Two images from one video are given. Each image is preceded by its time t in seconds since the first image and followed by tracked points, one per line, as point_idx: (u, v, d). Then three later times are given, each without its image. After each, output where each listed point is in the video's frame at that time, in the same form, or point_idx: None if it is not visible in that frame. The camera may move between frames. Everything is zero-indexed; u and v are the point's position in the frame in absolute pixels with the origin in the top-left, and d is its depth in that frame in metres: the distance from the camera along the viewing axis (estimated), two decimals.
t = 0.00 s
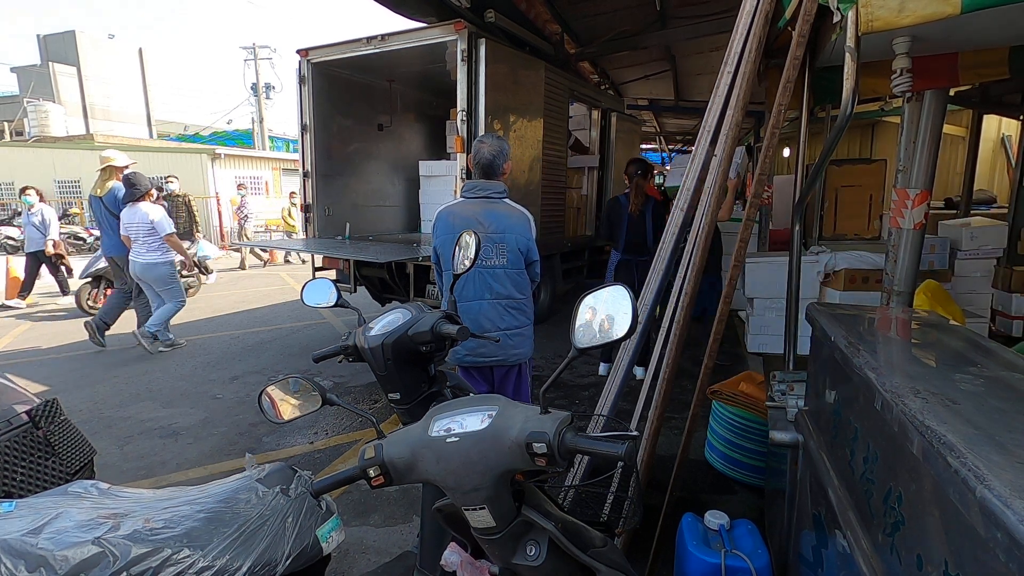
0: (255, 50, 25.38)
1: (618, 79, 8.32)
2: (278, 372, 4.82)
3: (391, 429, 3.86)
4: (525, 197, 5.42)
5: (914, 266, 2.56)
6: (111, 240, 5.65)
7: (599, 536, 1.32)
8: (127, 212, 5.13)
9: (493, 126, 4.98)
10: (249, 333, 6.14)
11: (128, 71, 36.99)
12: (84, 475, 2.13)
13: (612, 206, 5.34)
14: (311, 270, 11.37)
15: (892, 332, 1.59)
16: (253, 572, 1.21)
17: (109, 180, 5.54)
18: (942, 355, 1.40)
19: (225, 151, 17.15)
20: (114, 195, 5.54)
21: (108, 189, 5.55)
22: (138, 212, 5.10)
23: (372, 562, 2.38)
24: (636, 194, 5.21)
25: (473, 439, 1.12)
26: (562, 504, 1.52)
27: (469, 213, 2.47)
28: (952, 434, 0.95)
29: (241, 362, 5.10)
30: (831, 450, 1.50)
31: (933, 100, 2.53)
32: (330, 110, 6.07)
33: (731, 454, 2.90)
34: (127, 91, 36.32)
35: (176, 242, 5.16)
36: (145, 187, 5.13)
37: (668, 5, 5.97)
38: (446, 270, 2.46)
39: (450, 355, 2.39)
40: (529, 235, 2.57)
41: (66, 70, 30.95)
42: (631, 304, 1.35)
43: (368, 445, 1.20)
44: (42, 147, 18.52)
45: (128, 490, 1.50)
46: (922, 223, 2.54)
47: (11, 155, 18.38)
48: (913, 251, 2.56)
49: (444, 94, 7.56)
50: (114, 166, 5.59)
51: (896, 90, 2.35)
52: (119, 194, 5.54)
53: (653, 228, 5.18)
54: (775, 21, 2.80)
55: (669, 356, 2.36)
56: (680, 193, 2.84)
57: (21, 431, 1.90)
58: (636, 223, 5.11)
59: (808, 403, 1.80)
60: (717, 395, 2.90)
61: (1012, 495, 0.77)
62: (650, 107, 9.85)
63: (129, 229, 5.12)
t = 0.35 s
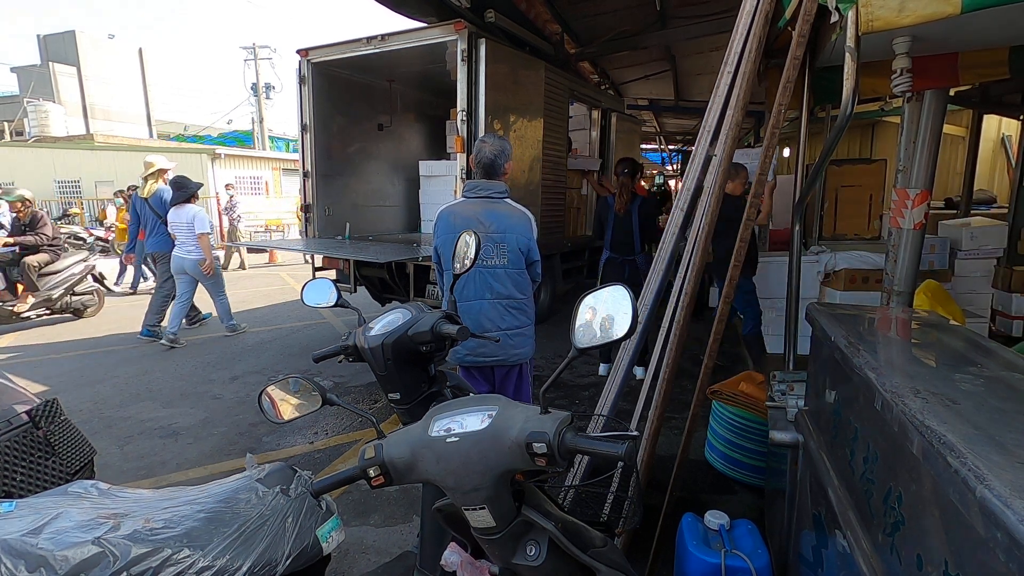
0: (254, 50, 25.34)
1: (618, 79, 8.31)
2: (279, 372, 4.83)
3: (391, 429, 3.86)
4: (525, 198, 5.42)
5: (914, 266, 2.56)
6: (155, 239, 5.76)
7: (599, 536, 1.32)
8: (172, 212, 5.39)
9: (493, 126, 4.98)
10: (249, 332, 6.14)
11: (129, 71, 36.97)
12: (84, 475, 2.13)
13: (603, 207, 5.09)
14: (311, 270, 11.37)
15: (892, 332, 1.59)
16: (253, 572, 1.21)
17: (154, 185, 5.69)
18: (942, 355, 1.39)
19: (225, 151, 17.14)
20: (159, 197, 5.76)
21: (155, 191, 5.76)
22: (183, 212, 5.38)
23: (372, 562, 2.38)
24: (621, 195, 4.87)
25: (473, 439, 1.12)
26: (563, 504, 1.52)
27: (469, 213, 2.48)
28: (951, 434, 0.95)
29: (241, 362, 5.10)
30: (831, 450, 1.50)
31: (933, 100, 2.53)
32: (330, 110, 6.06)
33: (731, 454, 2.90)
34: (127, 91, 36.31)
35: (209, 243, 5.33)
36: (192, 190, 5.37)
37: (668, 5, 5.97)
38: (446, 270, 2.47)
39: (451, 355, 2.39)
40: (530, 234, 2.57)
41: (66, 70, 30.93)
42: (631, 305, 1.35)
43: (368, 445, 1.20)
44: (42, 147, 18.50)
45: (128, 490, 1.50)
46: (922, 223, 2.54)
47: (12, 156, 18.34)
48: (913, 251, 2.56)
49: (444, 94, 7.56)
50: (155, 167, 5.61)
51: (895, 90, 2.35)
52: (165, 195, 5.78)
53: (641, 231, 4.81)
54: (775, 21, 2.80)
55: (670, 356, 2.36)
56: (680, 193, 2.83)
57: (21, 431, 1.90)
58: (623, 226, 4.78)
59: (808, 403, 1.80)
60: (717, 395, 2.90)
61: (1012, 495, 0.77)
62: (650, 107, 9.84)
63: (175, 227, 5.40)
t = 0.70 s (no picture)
0: (254, 50, 25.31)
1: (618, 79, 8.31)
2: (279, 372, 4.83)
3: (391, 429, 3.86)
4: (525, 198, 5.42)
5: (914, 266, 2.56)
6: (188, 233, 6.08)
7: (599, 536, 1.33)
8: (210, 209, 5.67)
9: (493, 126, 4.98)
10: (249, 332, 6.14)
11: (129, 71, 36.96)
12: (84, 475, 2.13)
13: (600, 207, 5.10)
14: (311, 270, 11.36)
15: (892, 332, 1.59)
16: (253, 572, 1.21)
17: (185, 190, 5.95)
18: (942, 355, 1.39)
19: (225, 151, 17.12)
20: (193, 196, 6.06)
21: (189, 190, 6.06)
22: (221, 208, 5.66)
23: (372, 562, 2.38)
24: (616, 195, 4.87)
25: (473, 439, 1.12)
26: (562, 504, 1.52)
27: (470, 213, 2.48)
28: (951, 434, 0.95)
29: (242, 363, 5.10)
30: (831, 450, 1.50)
31: (932, 101, 2.53)
32: (330, 110, 6.07)
33: (731, 454, 2.90)
34: (127, 92, 36.31)
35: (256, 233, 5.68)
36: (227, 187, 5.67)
37: (668, 5, 5.96)
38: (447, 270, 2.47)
39: (452, 355, 2.40)
40: (531, 234, 2.57)
41: (66, 70, 30.91)
42: (630, 305, 1.35)
43: (368, 445, 1.20)
44: (43, 147, 18.48)
45: (128, 490, 1.50)
46: (922, 223, 2.54)
47: (11, 156, 18.31)
48: (913, 251, 2.56)
49: (444, 95, 7.57)
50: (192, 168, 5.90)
51: (896, 90, 2.35)
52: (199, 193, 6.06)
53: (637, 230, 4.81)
54: (774, 22, 2.80)
55: (670, 356, 2.36)
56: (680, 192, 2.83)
57: (21, 432, 1.89)
58: (618, 225, 4.79)
59: (808, 403, 1.80)
60: (717, 395, 2.90)
61: (1012, 495, 0.77)
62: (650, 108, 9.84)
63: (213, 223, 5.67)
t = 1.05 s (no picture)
0: (254, 50, 25.28)
1: (618, 79, 8.31)
2: (279, 372, 4.83)
3: (391, 429, 3.87)
4: (526, 197, 5.42)
5: (914, 266, 2.56)
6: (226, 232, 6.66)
7: (599, 536, 1.33)
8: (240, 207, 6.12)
9: (493, 126, 4.98)
10: (249, 333, 6.14)
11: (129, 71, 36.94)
12: (84, 475, 2.13)
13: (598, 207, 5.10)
14: (311, 270, 11.37)
15: (892, 332, 1.59)
16: (253, 572, 1.21)
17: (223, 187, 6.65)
18: (942, 355, 1.39)
19: (225, 151, 17.11)
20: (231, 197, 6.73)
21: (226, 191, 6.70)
22: (251, 206, 6.11)
23: (372, 562, 2.38)
24: (616, 195, 4.85)
25: (473, 439, 1.12)
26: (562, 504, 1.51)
27: (470, 213, 2.48)
28: (951, 434, 0.95)
29: (242, 363, 5.11)
30: (831, 449, 1.50)
31: (933, 100, 2.52)
32: (330, 110, 6.07)
33: (731, 454, 2.90)
34: (127, 91, 36.32)
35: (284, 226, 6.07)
36: (258, 187, 6.15)
37: (668, 5, 5.95)
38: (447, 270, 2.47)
39: (452, 355, 2.40)
40: (532, 234, 2.57)
41: (66, 71, 30.88)
42: (631, 304, 1.35)
43: (368, 445, 1.20)
44: (43, 147, 18.48)
45: (128, 490, 1.50)
46: (922, 223, 2.53)
47: (11, 156, 18.31)
48: (914, 251, 2.56)
49: (444, 95, 7.57)
50: (231, 172, 6.68)
51: (896, 90, 2.35)
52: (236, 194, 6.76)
53: (635, 229, 4.81)
54: (774, 22, 2.80)
55: (670, 356, 2.36)
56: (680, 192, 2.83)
57: (21, 432, 1.89)
58: (618, 225, 4.79)
59: (808, 403, 1.80)
60: (717, 395, 2.90)
61: (1012, 494, 0.77)
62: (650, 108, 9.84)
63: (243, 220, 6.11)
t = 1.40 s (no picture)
0: (254, 50, 25.27)
1: (618, 79, 8.30)
2: (280, 372, 4.83)
3: (391, 429, 3.87)
4: (526, 197, 5.42)
5: (914, 266, 2.56)
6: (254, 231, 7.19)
7: (599, 536, 1.33)
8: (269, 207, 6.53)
9: (493, 127, 4.98)
10: (249, 332, 6.14)
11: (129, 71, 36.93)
12: (84, 475, 2.13)
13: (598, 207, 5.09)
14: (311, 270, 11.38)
15: (893, 332, 1.59)
16: (253, 572, 1.21)
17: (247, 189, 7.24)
18: (942, 355, 1.39)
19: (225, 151, 17.11)
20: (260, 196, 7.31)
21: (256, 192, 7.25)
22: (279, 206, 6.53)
23: (372, 562, 2.38)
24: (618, 195, 4.84)
25: (473, 439, 1.12)
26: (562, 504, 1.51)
27: (471, 213, 2.48)
28: (951, 434, 0.95)
29: (241, 363, 5.10)
30: (831, 449, 1.50)
31: (933, 100, 2.52)
32: (330, 110, 6.07)
33: (731, 454, 2.90)
34: (127, 91, 36.32)
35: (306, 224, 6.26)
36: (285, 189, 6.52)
37: (669, 5, 5.95)
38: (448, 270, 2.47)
39: (452, 355, 2.40)
40: (532, 235, 2.56)
41: (66, 71, 30.87)
42: (630, 305, 1.35)
43: (368, 445, 1.20)
44: (44, 147, 18.48)
45: (128, 490, 1.50)
46: (922, 223, 2.53)
47: (11, 155, 18.30)
48: (913, 251, 2.56)
49: (444, 95, 7.57)
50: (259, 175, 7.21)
51: (896, 90, 2.35)
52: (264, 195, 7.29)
53: (635, 230, 4.80)
54: (775, 22, 2.80)
55: (670, 355, 2.36)
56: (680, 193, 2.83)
57: (21, 431, 1.89)
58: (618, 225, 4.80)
59: (808, 403, 1.80)
60: (717, 395, 2.90)
61: (1012, 495, 0.76)
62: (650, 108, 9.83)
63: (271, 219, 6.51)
